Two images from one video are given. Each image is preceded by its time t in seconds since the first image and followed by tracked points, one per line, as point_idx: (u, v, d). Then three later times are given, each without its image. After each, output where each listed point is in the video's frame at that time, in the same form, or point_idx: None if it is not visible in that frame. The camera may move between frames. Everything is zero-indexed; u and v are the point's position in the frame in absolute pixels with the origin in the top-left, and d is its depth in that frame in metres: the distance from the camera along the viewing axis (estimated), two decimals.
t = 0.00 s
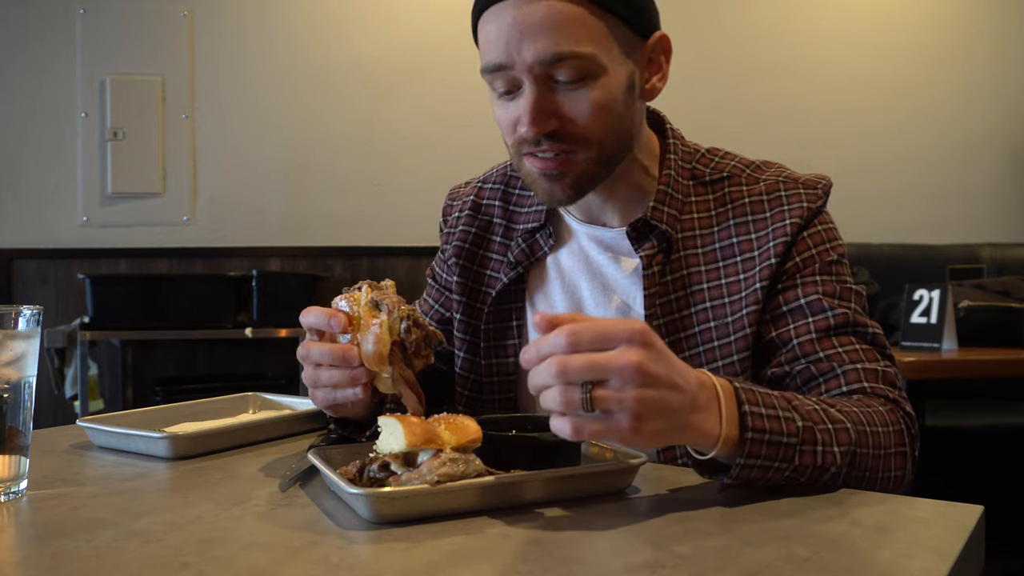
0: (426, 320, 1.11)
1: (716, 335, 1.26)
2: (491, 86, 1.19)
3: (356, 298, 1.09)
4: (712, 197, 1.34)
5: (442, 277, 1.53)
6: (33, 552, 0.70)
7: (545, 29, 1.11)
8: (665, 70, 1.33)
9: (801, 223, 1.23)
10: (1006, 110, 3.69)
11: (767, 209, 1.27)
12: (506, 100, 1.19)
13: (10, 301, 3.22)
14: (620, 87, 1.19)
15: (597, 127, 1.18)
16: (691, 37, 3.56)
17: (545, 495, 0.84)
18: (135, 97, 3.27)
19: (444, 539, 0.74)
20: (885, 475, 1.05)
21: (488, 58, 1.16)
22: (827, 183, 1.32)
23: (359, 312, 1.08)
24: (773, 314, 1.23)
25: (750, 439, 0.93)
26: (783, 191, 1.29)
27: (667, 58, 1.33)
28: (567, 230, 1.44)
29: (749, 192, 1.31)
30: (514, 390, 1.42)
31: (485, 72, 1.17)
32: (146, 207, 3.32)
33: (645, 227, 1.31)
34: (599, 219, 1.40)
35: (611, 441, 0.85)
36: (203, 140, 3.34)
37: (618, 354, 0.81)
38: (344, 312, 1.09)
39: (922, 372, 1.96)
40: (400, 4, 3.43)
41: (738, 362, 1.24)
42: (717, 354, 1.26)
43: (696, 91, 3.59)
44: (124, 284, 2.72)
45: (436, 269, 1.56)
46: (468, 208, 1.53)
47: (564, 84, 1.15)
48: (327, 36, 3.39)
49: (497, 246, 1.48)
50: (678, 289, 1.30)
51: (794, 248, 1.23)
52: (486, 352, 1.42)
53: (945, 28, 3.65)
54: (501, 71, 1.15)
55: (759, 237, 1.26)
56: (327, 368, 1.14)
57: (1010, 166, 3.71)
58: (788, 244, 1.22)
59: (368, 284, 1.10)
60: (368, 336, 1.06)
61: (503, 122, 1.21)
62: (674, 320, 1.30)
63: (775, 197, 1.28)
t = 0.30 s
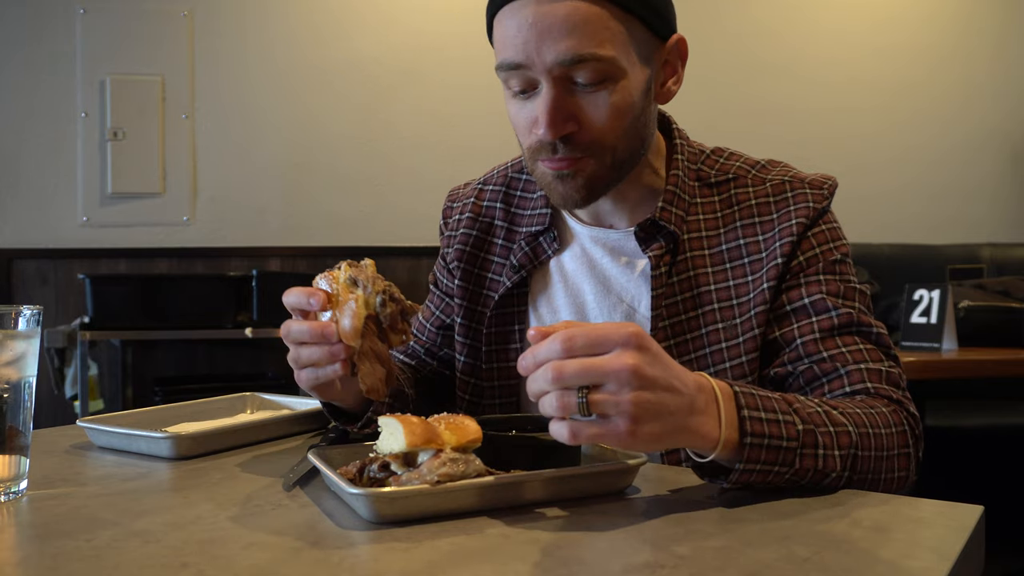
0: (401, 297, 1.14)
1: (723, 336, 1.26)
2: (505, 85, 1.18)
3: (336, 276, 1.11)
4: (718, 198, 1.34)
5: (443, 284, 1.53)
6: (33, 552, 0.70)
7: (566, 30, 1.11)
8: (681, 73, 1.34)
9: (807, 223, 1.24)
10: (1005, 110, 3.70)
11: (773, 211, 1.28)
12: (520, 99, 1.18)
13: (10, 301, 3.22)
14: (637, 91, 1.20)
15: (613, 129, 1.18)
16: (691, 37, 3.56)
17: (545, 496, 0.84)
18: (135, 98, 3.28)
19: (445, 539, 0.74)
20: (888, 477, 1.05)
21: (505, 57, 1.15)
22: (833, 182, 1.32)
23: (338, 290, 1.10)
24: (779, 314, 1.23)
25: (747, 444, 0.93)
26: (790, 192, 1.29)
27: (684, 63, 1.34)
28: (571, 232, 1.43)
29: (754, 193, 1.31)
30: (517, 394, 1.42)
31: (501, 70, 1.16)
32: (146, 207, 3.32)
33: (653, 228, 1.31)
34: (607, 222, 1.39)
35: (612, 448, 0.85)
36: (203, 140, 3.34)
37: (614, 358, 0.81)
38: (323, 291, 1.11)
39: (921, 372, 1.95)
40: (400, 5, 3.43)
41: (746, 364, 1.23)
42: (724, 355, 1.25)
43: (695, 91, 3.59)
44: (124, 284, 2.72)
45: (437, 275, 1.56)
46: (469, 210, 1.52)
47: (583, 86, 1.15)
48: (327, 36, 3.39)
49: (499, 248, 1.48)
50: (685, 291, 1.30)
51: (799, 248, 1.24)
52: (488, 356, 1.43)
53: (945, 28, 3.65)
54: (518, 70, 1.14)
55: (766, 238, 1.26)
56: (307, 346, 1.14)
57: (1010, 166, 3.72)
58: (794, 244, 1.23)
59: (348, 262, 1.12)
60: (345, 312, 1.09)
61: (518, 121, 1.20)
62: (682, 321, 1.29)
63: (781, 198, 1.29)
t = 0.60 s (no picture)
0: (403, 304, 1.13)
1: (723, 338, 1.26)
2: (517, 69, 1.18)
3: (336, 283, 1.12)
4: (718, 200, 1.34)
5: (443, 284, 1.53)
6: (33, 552, 0.70)
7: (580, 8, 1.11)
8: (681, 60, 1.36)
9: (808, 224, 1.24)
10: (1005, 110, 3.70)
11: (774, 212, 1.28)
12: (533, 83, 1.18)
13: (10, 301, 3.22)
14: (647, 73, 1.21)
15: (628, 111, 1.18)
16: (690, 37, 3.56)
17: (545, 496, 0.84)
18: (135, 98, 3.28)
19: (444, 539, 0.74)
20: (889, 479, 1.05)
21: (517, 39, 1.15)
22: (834, 184, 1.32)
23: (339, 297, 1.11)
24: (780, 316, 1.23)
25: (746, 439, 0.93)
26: (790, 194, 1.29)
27: (682, 49, 1.36)
28: (572, 233, 1.44)
29: (755, 194, 1.31)
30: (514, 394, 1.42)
31: (514, 52, 1.16)
32: (146, 207, 3.32)
33: (653, 229, 1.31)
34: (608, 221, 1.40)
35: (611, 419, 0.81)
36: (203, 140, 3.34)
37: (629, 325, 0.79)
38: (324, 297, 1.12)
39: (921, 372, 1.95)
40: (400, 5, 3.43)
41: (747, 366, 1.23)
42: (724, 357, 1.25)
43: (695, 91, 3.59)
44: (124, 284, 2.72)
45: (438, 275, 1.56)
46: (469, 210, 1.53)
47: (597, 66, 1.15)
48: (328, 36, 3.39)
49: (499, 248, 1.48)
50: (685, 292, 1.30)
51: (801, 250, 1.24)
52: (486, 355, 1.42)
53: (945, 27, 3.65)
54: (530, 51, 1.15)
55: (767, 240, 1.26)
56: (307, 352, 1.15)
57: (1010, 166, 3.72)
58: (795, 246, 1.22)
59: (348, 269, 1.12)
60: (346, 319, 1.08)
61: (530, 106, 1.20)
62: (681, 323, 1.29)
63: (781, 199, 1.29)
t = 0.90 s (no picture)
0: (397, 309, 1.15)
1: (722, 342, 1.26)
2: (494, 72, 1.20)
3: (332, 287, 1.10)
4: (717, 203, 1.34)
5: (445, 282, 1.53)
6: (33, 552, 0.70)
7: (548, 14, 1.13)
8: (671, 72, 1.34)
9: (807, 228, 1.23)
10: (1004, 109, 3.70)
11: (772, 215, 1.28)
12: (506, 89, 1.20)
13: (10, 301, 3.22)
14: (621, 84, 1.20)
15: (596, 121, 1.18)
16: (691, 37, 3.56)
17: (545, 496, 0.84)
18: (135, 97, 3.27)
19: (444, 539, 0.74)
20: (893, 482, 1.05)
21: (493, 42, 1.17)
22: (833, 188, 1.32)
23: (336, 300, 1.10)
24: (781, 321, 1.22)
25: (747, 435, 0.94)
26: (788, 197, 1.29)
27: (674, 63, 1.34)
28: (572, 233, 1.43)
29: (753, 197, 1.31)
30: (515, 391, 1.41)
31: (489, 55, 1.19)
32: (146, 207, 3.31)
33: (650, 233, 1.31)
34: (605, 222, 1.40)
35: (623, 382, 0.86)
36: (202, 140, 3.34)
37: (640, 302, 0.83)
38: (320, 302, 1.11)
39: (921, 373, 1.96)
40: (400, 4, 3.43)
41: (744, 370, 1.24)
42: (722, 361, 1.25)
43: (695, 91, 3.58)
44: (124, 285, 2.72)
45: (440, 273, 1.56)
46: (471, 211, 1.53)
47: (565, 74, 1.16)
48: (327, 36, 3.39)
49: (501, 248, 1.48)
50: (683, 296, 1.30)
51: (801, 254, 1.23)
52: (487, 353, 1.42)
53: (945, 27, 3.65)
54: (503, 53, 1.16)
55: (765, 242, 1.26)
56: (304, 356, 1.14)
57: (1010, 166, 3.72)
58: (795, 249, 1.22)
59: (345, 272, 1.11)
60: (342, 324, 1.09)
61: (504, 111, 1.21)
62: (679, 327, 1.29)
63: (779, 202, 1.28)
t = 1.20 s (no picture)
0: (400, 307, 1.14)
1: (719, 341, 1.26)
2: (504, 66, 1.20)
3: (332, 285, 1.11)
4: (715, 203, 1.34)
5: (445, 281, 1.53)
6: (33, 552, 0.70)
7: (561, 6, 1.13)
8: (675, 68, 1.35)
9: (804, 228, 1.23)
10: (1004, 109, 3.70)
11: (770, 214, 1.28)
12: (518, 82, 1.19)
13: (10, 301, 3.22)
14: (631, 75, 1.21)
15: (609, 111, 1.18)
16: (690, 37, 3.56)
17: (545, 496, 0.84)
18: (135, 97, 3.28)
19: (444, 538, 0.74)
20: (889, 482, 1.05)
21: (504, 35, 1.17)
22: (831, 188, 1.32)
23: (336, 299, 1.10)
24: (779, 321, 1.22)
25: (746, 433, 0.94)
26: (786, 197, 1.28)
27: (676, 58, 1.35)
28: (572, 232, 1.44)
29: (752, 198, 1.31)
30: (515, 390, 1.41)
31: (500, 50, 1.18)
32: (146, 207, 3.31)
33: (649, 233, 1.32)
34: (605, 221, 1.40)
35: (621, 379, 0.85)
36: (202, 140, 3.34)
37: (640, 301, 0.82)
38: (320, 300, 1.12)
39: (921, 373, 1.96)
40: (400, 4, 3.43)
41: (741, 370, 1.24)
42: (720, 360, 1.25)
43: (695, 91, 3.58)
44: (124, 284, 2.71)
45: (441, 273, 1.56)
46: (472, 210, 1.53)
47: (577, 66, 1.16)
48: (327, 36, 3.39)
49: (501, 247, 1.48)
50: (680, 297, 1.30)
51: (798, 255, 1.23)
52: (487, 352, 1.42)
53: (945, 27, 3.65)
54: (515, 46, 1.16)
55: (762, 243, 1.26)
56: (304, 354, 1.15)
57: (1010, 166, 3.72)
58: (792, 250, 1.22)
59: (346, 271, 1.11)
60: (343, 322, 1.08)
61: (514, 104, 1.21)
62: (677, 326, 1.29)
63: (777, 202, 1.28)
